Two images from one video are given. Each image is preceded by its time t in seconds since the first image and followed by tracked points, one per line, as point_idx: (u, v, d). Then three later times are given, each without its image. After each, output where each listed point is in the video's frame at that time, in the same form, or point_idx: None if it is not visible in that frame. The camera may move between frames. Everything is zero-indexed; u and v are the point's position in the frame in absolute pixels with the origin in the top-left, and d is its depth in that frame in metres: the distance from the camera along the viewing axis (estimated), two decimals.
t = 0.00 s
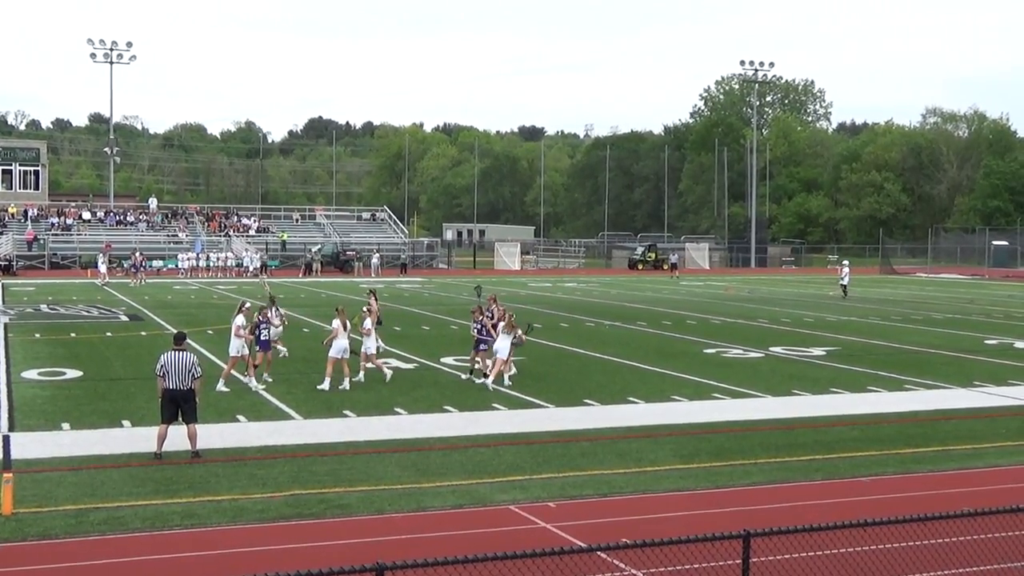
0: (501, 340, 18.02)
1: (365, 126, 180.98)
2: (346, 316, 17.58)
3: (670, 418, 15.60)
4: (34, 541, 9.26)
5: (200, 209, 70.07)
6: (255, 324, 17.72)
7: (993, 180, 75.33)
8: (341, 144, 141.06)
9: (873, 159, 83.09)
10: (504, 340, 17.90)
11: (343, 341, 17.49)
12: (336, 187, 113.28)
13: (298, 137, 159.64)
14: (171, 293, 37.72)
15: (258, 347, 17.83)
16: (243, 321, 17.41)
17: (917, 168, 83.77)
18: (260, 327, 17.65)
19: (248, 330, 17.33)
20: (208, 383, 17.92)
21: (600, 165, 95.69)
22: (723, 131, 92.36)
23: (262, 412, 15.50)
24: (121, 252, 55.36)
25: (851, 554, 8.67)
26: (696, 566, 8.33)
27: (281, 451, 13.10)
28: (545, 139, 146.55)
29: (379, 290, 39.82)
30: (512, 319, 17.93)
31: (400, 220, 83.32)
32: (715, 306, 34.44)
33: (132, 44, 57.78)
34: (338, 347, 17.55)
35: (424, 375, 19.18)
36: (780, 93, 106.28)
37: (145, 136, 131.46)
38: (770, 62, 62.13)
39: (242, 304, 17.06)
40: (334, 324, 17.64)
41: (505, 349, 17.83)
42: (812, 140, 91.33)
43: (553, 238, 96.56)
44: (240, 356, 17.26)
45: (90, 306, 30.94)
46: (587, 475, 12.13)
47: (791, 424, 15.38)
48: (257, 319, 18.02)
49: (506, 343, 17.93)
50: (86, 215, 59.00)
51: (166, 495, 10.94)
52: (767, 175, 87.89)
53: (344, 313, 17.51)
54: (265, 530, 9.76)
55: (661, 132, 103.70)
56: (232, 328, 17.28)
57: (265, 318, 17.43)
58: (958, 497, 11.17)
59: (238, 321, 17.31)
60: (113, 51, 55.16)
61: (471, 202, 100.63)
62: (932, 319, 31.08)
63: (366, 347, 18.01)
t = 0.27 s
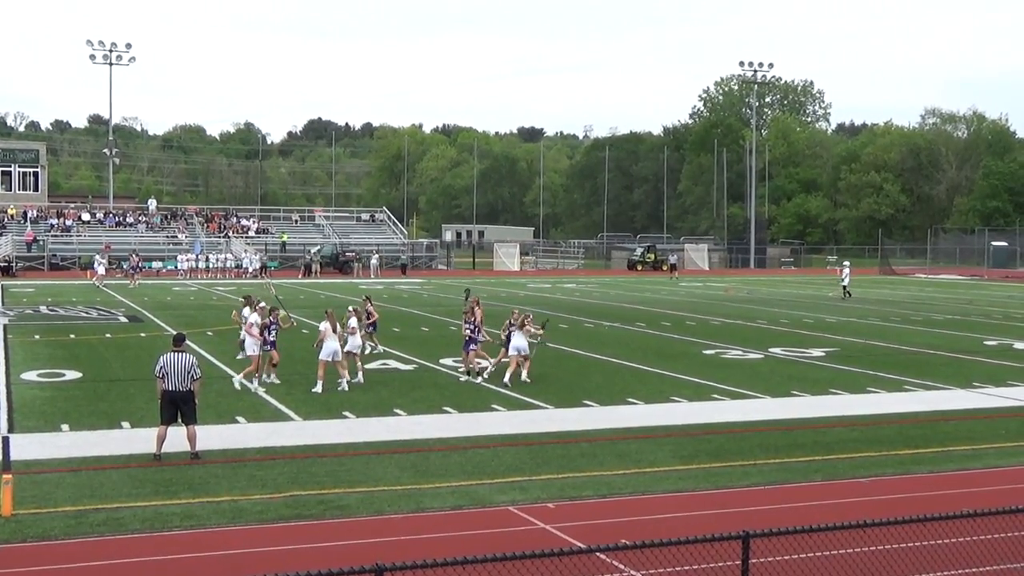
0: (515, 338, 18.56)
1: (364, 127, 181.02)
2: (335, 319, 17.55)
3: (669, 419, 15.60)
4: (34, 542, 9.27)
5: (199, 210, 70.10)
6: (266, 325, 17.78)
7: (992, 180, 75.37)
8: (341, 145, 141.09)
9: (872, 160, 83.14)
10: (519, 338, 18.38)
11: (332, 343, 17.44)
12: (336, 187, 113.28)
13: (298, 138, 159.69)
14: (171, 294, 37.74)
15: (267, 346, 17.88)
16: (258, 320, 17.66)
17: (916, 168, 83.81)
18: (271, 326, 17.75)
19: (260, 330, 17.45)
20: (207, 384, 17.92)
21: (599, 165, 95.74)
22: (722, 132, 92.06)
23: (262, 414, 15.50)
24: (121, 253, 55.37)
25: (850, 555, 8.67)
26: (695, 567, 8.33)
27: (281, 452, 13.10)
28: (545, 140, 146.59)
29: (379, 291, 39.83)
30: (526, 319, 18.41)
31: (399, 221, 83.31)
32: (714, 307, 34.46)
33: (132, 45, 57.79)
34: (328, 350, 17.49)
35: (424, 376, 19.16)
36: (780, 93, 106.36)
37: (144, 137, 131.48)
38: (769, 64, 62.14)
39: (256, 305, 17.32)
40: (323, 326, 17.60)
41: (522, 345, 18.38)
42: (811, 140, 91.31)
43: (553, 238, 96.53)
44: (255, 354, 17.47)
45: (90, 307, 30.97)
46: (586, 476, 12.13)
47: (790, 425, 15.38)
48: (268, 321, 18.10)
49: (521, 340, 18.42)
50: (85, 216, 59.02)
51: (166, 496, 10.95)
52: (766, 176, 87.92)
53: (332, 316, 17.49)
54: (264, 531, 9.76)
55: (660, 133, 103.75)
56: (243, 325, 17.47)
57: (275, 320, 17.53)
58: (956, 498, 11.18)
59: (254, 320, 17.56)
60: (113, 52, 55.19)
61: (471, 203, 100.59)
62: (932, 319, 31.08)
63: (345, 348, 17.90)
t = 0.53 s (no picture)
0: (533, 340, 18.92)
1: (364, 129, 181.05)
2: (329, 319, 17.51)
3: (668, 421, 15.60)
4: (32, 544, 9.26)
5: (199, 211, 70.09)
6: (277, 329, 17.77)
7: (991, 183, 75.41)
8: (341, 146, 141.06)
9: (872, 162, 83.20)
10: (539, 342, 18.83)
11: (328, 344, 17.37)
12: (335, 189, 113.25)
13: (298, 139, 159.70)
14: (171, 296, 37.73)
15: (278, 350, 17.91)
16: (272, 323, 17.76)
17: (916, 171, 83.85)
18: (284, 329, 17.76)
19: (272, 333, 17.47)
20: (206, 386, 17.89)
21: (599, 167, 95.78)
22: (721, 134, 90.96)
23: (261, 415, 15.48)
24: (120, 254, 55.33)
25: (849, 557, 8.67)
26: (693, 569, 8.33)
27: (280, 453, 13.09)
28: (545, 142, 146.60)
29: (378, 293, 39.81)
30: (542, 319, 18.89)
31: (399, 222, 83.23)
32: (714, 308, 34.48)
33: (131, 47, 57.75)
34: (323, 350, 17.41)
35: (423, 378, 19.14)
36: (779, 95, 106.45)
37: (144, 139, 131.42)
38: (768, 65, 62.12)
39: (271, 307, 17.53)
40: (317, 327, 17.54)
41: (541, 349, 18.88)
42: (811, 142, 91.32)
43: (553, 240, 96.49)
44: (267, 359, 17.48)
45: (89, 309, 30.95)
46: (585, 479, 12.13)
47: (790, 427, 15.38)
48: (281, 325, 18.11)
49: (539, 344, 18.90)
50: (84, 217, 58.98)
51: (165, 498, 10.95)
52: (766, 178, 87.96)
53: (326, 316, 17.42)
54: (263, 532, 9.76)
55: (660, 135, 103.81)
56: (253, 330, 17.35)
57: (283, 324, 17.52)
58: (955, 500, 11.19)
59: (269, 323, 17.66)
60: (112, 53, 55.16)
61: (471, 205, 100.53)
62: (932, 321, 31.08)
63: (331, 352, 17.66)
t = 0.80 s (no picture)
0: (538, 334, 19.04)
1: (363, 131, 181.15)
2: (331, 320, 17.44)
3: (668, 423, 15.59)
4: (31, 544, 9.24)
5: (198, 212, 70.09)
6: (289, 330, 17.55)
7: (990, 185, 75.41)
8: (340, 147, 141.09)
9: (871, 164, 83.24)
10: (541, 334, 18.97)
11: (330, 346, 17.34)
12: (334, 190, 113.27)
13: (297, 140, 159.67)
14: (170, 296, 37.68)
15: (290, 351, 17.84)
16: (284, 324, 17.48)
17: (915, 172, 83.84)
18: (299, 330, 17.65)
19: (286, 335, 17.39)
20: (205, 386, 17.87)
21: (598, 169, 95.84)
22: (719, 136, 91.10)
23: (259, 416, 15.45)
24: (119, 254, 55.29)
25: (848, 559, 8.66)
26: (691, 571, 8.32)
27: (279, 454, 13.08)
28: (544, 143, 146.63)
29: (377, 294, 39.77)
30: (545, 313, 19.08)
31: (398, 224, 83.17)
32: (713, 310, 34.47)
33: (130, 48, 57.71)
34: (324, 352, 17.36)
35: (423, 379, 19.13)
36: (779, 97, 106.51)
37: (143, 139, 131.34)
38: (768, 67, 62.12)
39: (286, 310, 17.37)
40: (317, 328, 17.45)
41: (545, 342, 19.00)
42: (810, 144, 91.36)
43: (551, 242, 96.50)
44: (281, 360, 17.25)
45: (87, 310, 30.90)
46: (585, 480, 12.11)
47: (789, 428, 15.37)
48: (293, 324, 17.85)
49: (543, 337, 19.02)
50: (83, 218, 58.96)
51: (164, 498, 10.94)
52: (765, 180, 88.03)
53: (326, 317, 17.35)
54: (262, 534, 9.74)
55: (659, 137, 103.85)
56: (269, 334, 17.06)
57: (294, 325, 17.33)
58: (954, 502, 11.17)
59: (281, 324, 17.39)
60: (111, 54, 55.14)
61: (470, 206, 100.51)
62: (930, 323, 31.07)
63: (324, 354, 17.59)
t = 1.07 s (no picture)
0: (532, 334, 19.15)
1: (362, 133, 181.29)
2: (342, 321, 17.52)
3: (667, 424, 15.60)
4: (31, 545, 9.26)
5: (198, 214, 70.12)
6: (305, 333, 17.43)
7: (990, 187, 75.48)
8: (340, 149, 141.15)
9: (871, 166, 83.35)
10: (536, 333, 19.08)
11: (337, 346, 17.39)
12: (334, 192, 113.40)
13: (297, 142, 159.87)
14: (170, 298, 37.72)
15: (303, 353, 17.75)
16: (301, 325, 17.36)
17: (915, 174, 83.92)
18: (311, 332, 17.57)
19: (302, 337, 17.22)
20: (205, 387, 17.90)
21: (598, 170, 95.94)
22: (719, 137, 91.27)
23: (259, 418, 15.48)
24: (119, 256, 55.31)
25: (848, 560, 8.65)
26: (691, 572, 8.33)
27: (278, 455, 13.09)
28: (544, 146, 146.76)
29: (376, 295, 39.78)
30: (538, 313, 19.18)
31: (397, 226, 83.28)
32: (712, 311, 34.51)
33: (130, 50, 57.74)
34: (330, 353, 17.38)
35: (423, 380, 19.14)
36: (779, 98, 106.60)
37: (143, 141, 131.42)
38: (768, 69, 62.20)
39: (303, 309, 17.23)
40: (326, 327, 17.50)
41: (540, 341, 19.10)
42: (809, 146, 91.47)
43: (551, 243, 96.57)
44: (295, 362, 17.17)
45: (88, 311, 30.92)
46: (584, 481, 12.12)
47: (789, 429, 15.39)
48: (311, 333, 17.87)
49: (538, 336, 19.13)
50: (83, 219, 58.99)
51: (163, 500, 10.94)
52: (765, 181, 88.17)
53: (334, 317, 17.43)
54: (261, 534, 9.75)
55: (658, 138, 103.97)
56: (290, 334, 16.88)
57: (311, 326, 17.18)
58: (954, 504, 11.17)
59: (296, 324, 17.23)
60: (111, 55, 55.20)
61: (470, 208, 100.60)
62: (929, 325, 31.12)
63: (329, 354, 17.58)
